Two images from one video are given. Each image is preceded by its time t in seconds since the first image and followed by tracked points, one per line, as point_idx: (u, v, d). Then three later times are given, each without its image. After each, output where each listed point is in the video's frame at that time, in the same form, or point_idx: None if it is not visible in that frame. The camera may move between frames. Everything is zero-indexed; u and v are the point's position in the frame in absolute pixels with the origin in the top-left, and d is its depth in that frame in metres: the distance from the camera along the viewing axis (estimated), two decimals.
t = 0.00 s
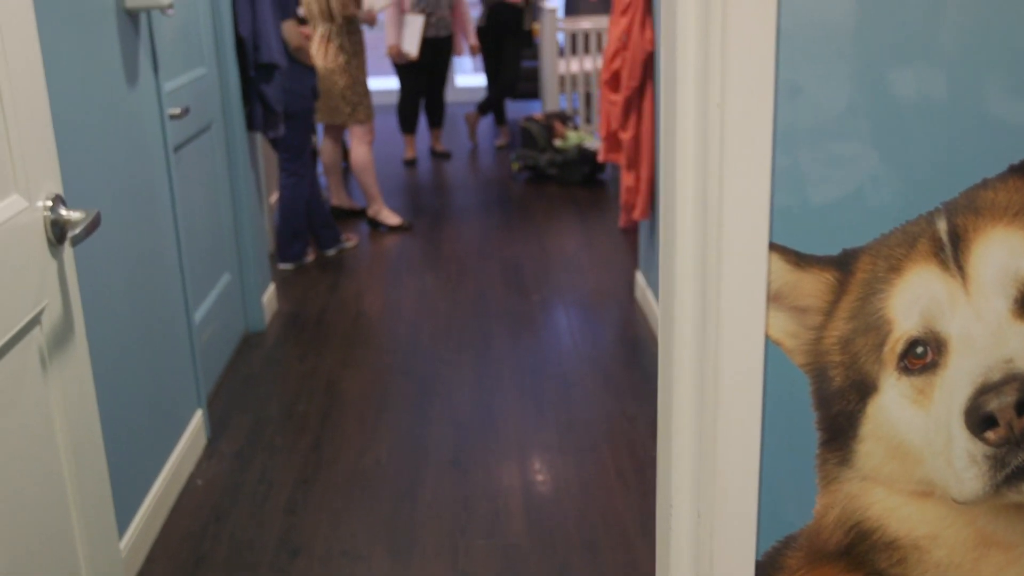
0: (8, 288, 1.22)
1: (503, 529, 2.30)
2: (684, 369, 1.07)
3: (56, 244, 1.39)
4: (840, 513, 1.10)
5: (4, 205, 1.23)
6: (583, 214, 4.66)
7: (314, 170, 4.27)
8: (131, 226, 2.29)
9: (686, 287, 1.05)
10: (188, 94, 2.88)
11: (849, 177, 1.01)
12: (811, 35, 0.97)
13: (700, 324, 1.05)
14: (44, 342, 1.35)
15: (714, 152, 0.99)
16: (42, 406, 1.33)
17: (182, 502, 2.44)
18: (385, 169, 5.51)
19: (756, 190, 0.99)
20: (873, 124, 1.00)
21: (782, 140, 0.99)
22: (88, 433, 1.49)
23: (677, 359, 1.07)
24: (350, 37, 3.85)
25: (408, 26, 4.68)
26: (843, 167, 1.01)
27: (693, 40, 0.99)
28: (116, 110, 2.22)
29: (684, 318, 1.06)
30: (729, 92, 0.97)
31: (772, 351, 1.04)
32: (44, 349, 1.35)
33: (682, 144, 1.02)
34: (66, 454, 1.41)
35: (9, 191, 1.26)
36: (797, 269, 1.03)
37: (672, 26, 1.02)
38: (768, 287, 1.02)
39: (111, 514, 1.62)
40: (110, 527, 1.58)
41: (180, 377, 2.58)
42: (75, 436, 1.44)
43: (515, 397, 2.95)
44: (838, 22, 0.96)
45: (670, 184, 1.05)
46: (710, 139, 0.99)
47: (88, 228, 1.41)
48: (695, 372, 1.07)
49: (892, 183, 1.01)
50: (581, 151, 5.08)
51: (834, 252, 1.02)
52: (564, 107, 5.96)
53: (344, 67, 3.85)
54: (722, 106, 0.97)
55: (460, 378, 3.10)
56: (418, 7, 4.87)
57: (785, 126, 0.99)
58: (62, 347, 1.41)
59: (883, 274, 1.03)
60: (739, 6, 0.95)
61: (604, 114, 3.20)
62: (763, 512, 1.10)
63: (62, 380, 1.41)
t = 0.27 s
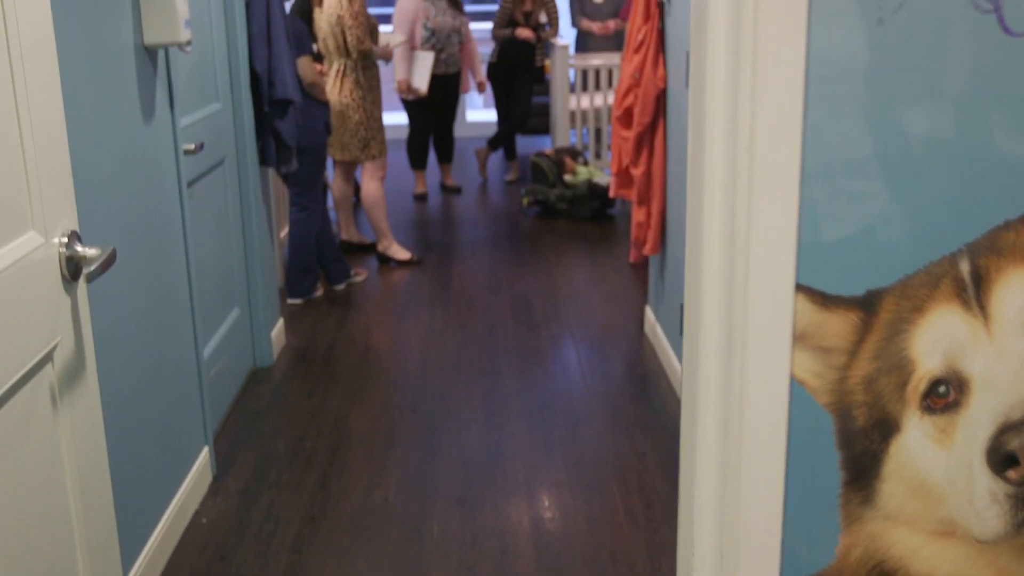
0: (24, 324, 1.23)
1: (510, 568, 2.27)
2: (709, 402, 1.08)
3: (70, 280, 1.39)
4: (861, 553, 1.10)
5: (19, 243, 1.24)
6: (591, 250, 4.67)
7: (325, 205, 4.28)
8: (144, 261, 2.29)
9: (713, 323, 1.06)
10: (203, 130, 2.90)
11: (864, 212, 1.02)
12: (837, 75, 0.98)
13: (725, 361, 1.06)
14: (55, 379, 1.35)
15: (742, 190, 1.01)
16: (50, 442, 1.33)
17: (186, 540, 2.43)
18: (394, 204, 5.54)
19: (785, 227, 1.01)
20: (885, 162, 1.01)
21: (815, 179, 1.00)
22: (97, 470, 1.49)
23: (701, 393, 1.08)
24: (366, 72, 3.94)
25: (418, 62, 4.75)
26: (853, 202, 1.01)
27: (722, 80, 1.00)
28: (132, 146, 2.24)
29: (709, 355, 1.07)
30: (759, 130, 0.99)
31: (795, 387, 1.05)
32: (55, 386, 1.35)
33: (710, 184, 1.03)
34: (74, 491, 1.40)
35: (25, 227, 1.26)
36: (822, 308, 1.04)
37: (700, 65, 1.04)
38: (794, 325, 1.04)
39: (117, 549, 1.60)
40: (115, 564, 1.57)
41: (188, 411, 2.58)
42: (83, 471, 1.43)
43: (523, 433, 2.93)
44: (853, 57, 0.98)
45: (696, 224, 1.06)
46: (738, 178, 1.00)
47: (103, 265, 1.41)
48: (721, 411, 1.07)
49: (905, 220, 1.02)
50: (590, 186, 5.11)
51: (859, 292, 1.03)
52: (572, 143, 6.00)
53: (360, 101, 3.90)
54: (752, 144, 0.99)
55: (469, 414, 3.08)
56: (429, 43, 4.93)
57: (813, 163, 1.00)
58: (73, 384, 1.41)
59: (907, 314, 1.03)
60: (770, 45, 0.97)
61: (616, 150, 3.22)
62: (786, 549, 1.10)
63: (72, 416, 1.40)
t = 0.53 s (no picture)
0: (39, 365, 1.25)
1: None
2: (725, 463, 1.02)
3: (80, 323, 1.39)
4: None
5: (28, 287, 1.23)
6: (599, 291, 4.66)
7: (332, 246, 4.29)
8: (152, 304, 2.29)
9: (730, 382, 1.00)
10: (210, 172, 2.91)
11: (870, 256, 1.00)
12: (850, 117, 0.97)
13: (744, 418, 1.01)
14: (64, 423, 1.34)
15: (761, 240, 0.96)
16: (58, 486, 1.32)
17: None
18: (401, 245, 5.55)
19: (803, 276, 0.98)
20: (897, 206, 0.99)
21: (830, 226, 0.98)
22: (104, 514, 1.47)
23: (720, 453, 1.02)
24: (378, 110, 3.93)
25: (424, 103, 4.79)
26: (858, 245, 0.99)
27: (739, 123, 0.94)
28: (141, 188, 2.24)
29: (728, 414, 1.01)
30: (778, 177, 0.95)
31: (816, 438, 1.03)
32: (64, 429, 1.34)
33: (727, 235, 0.97)
34: (81, 536, 1.39)
35: (35, 271, 1.26)
36: (842, 355, 1.01)
37: (713, 109, 0.97)
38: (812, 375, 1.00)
39: None
40: None
41: (196, 454, 2.56)
42: (92, 512, 1.42)
43: (532, 475, 2.91)
44: (856, 99, 0.96)
45: (713, 276, 1.00)
46: (757, 227, 0.96)
47: (113, 308, 1.45)
48: (739, 472, 1.02)
49: (917, 264, 1.01)
50: (597, 226, 5.12)
51: (879, 338, 1.02)
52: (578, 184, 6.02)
53: (372, 140, 3.90)
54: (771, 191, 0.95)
55: (478, 456, 3.05)
56: (435, 84, 4.94)
57: (830, 207, 0.98)
58: (82, 428, 1.40)
59: (927, 360, 1.02)
60: (788, 88, 0.93)
61: (624, 191, 3.23)
62: None
63: (82, 460, 1.39)
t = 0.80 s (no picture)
0: (44, 407, 1.24)
1: None
2: (738, 505, 1.02)
3: (86, 364, 1.39)
4: None
5: (31, 331, 1.22)
6: (603, 330, 4.66)
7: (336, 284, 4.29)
8: (157, 344, 2.29)
9: (743, 423, 1.00)
10: (215, 212, 2.92)
11: (879, 297, 1.00)
12: (860, 160, 0.97)
13: (757, 460, 1.00)
14: (70, 464, 1.33)
15: (773, 284, 0.96)
16: (64, 528, 1.31)
17: None
18: (404, 284, 5.56)
19: (815, 320, 0.98)
20: (906, 250, 0.99)
21: (842, 269, 0.98)
22: (109, 556, 1.46)
23: (734, 495, 1.01)
24: (384, 149, 3.94)
25: (428, 143, 4.82)
26: (867, 287, 0.99)
27: (751, 167, 0.95)
28: (147, 230, 2.25)
29: (741, 458, 1.00)
30: (790, 221, 0.95)
31: (829, 482, 1.02)
32: (70, 471, 1.33)
33: (739, 279, 0.97)
34: None
35: (43, 313, 1.26)
36: (854, 399, 1.01)
37: (725, 150, 0.98)
38: (825, 419, 1.00)
39: None
40: None
41: (199, 495, 2.55)
42: (97, 554, 1.41)
43: (537, 516, 2.88)
44: (866, 144, 0.97)
45: (724, 320, 1.00)
46: (768, 272, 0.96)
47: (119, 348, 1.41)
48: (752, 514, 1.01)
49: (923, 305, 1.01)
50: (601, 266, 5.14)
51: (891, 382, 1.01)
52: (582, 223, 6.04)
53: (378, 179, 3.92)
54: (784, 234, 0.95)
55: (482, 501, 3.00)
56: (439, 125, 4.96)
57: (842, 251, 0.98)
58: (87, 468, 1.39)
59: (940, 405, 1.02)
60: (800, 133, 0.94)
61: (628, 231, 3.22)
62: None
63: (87, 501, 1.38)
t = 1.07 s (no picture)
0: (50, 444, 1.24)
1: None
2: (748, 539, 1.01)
3: (92, 401, 1.39)
4: None
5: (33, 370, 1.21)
6: (607, 365, 4.66)
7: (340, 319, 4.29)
8: (161, 379, 2.29)
9: (752, 456, 1.00)
10: (221, 247, 2.93)
11: (881, 333, 0.98)
12: (863, 196, 0.96)
13: (766, 494, 1.00)
14: (74, 501, 1.33)
15: (782, 322, 0.97)
16: (68, 565, 1.30)
17: None
18: (408, 319, 5.57)
19: (823, 357, 0.97)
20: (911, 288, 0.98)
21: (847, 307, 0.97)
22: None
23: (744, 528, 1.01)
24: (384, 186, 3.95)
25: (433, 178, 4.85)
26: (871, 323, 0.98)
27: (758, 202, 0.96)
28: (153, 265, 2.26)
29: (751, 492, 1.00)
30: (797, 260, 0.96)
31: (838, 520, 1.01)
32: (74, 508, 1.33)
33: (747, 314, 0.98)
34: None
35: (51, 349, 1.27)
36: (863, 439, 1.00)
37: (733, 185, 0.99)
38: (834, 456, 1.00)
39: None
40: None
41: (202, 532, 2.54)
42: None
43: (541, 551, 2.88)
44: (869, 182, 0.96)
45: (732, 356, 1.01)
46: (777, 308, 0.97)
47: (126, 385, 1.41)
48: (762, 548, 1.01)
49: (923, 341, 0.99)
50: (604, 300, 5.14)
51: (900, 422, 1.00)
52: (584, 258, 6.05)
53: (378, 216, 3.93)
54: (791, 270, 0.96)
55: (486, 533, 3.01)
56: (444, 160, 4.98)
57: (849, 289, 0.97)
58: (91, 505, 1.38)
59: (949, 445, 1.00)
60: (807, 170, 0.94)
61: (631, 266, 3.24)
62: None
63: (91, 538, 1.38)
